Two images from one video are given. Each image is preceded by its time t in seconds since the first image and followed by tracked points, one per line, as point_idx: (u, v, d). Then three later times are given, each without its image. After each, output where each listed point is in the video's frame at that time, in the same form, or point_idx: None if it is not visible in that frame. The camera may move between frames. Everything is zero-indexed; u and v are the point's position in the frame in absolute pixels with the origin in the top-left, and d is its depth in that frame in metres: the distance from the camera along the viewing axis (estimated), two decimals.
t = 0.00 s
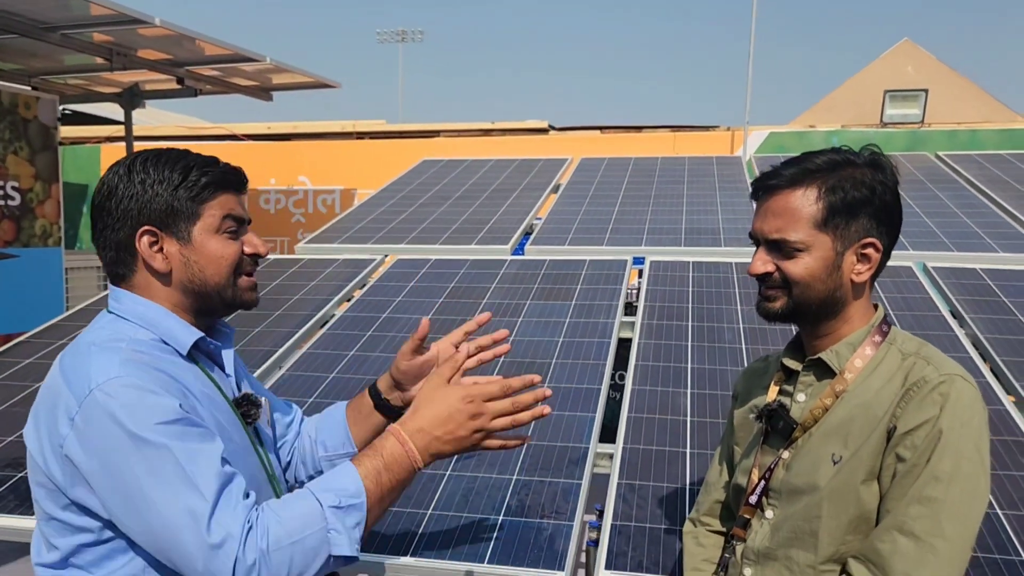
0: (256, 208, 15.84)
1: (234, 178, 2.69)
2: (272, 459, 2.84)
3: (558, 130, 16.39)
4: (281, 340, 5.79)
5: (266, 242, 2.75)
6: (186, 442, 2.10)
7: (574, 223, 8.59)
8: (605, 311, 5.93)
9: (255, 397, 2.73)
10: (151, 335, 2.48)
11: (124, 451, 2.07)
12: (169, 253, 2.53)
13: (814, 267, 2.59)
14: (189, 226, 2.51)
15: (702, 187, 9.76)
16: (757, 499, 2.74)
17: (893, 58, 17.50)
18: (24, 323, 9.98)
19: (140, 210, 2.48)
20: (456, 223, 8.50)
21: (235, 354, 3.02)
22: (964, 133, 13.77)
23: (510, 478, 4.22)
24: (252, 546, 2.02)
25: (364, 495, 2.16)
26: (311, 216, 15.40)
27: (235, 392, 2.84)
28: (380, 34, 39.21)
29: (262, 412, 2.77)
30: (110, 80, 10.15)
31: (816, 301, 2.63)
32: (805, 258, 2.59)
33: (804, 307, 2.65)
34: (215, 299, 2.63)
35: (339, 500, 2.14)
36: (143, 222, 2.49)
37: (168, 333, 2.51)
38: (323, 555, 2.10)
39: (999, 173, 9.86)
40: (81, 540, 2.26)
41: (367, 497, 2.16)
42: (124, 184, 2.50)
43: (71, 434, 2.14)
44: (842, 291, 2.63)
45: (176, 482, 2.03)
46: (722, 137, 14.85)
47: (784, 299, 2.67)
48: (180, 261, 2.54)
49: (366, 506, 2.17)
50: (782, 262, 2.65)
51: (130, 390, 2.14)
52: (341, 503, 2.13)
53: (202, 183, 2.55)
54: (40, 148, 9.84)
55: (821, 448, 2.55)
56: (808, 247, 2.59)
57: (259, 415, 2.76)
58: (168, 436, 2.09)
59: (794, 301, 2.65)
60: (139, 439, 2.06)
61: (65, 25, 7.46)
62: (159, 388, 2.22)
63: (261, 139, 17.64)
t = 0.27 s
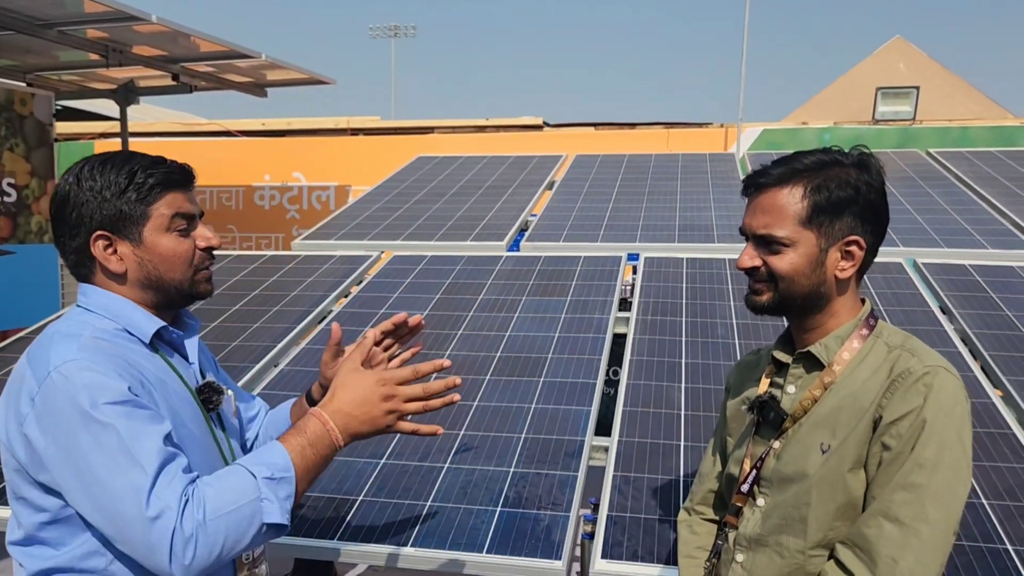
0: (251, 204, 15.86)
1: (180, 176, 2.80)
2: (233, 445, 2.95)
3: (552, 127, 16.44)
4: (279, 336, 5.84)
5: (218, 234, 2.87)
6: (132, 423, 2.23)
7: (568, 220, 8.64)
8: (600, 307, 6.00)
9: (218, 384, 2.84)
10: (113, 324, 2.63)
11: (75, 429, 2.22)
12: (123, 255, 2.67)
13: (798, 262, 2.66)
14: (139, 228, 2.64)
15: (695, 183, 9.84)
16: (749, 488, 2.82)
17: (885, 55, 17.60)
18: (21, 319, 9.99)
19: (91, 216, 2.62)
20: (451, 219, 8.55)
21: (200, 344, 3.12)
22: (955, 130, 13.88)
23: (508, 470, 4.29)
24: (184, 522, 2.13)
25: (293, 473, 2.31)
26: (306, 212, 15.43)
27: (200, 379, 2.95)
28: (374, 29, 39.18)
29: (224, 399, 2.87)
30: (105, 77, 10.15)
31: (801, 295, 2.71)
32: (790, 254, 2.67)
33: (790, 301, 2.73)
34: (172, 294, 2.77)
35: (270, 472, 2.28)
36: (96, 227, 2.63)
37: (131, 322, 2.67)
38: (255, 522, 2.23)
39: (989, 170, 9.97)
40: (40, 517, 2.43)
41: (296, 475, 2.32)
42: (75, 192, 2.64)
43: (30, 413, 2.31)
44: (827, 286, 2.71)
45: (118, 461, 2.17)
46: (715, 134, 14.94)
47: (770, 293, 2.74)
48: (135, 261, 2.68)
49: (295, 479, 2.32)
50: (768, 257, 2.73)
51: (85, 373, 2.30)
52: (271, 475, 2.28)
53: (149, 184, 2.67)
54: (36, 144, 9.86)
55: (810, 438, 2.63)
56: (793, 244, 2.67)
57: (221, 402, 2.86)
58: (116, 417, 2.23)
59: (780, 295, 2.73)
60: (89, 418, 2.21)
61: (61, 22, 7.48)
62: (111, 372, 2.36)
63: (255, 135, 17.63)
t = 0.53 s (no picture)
0: (247, 200, 15.90)
1: (158, 181, 2.84)
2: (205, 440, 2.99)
3: (548, 123, 16.50)
4: (278, 331, 5.90)
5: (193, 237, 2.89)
6: (98, 424, 2.30)
7: (564, 216, 8.71)
8: (594, 303, 6.07)
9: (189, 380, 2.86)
10: (87, 322, 2.66)
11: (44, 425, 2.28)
12: (100, 258, 2.71)
13: (789, 257, 2.73)
14: (116, 232, 2.68)
15: (689, 180, 9.91)
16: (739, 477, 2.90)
17: (878, 53, 17.69)
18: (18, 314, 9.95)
19: (68, 220, 2.65)
20: (448, 216, 8.61)
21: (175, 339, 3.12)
22: (948, 127, 13.98)
23: (504, 462, 4.36)
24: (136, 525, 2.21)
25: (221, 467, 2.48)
26: (303, 209, 15.48)
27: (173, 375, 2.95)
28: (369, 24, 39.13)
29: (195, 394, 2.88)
30: (102, 73, 10.17)
31: (791, 290, 2.78)
32: (781, 249, 2.74)
33: (780, 295, 2.80)
34: (149, 296, 2.81)
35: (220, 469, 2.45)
36: (74, 231, 2.66)
37: (103, 320, 2.69)
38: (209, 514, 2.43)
39: (980, 167, 10.06)
40: (6, 505, 2.43)
41: (225, 466, 2.49)
42: (52, 197, 2.67)
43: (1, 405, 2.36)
44: (816, 281, 2.78)
45: (82, 459, 2.23)
46: (710, 130, 15.01)
47: (761, 287, 2.82)
48: (112, 263, 2.71)
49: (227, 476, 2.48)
50: (760, 252, 2.80)
51: (57, 370, 2.35)
52: (214, 473, 2.44)
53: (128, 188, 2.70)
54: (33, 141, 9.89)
55: (798, 428, 2.70)
56: (784, 239, 2.74)
57: (192, 397, 2.88)
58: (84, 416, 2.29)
59: (770, 289, 2.80)
60: (58, 416, 2.27)
61: (58, 19, 7.50)
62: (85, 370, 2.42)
63: (251, 132, 17.64)
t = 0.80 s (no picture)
0: (245, 196, 15.94)
1: (148, 181, 2.96)
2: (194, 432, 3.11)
3: (546, 119, 16.53)
4: (277, 327, 5.94)
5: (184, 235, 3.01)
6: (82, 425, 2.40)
7: (561, 212, 8.76)
8: (591, 299, 6.12)
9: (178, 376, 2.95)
10: (80, 320, 2.78)
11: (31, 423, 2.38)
12: (93, 256, 2.83)
13: (778, 254, 2.79)
14: (107, 231, 2.80)
15: (686, 177, 9.96)
16: (733, 469, 2.95)
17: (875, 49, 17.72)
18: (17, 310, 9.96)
19: (62, 219, 2.78)
20: (446, 212, 8.65)
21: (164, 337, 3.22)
22: (943, 124, 14.03)
23: (501, 456, 4.42)
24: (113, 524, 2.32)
25: (212, 484, 2.60)
26: (301, 205, 15.52)
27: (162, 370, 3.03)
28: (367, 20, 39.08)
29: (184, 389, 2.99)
30: (100, 69, 10.18)
31: (782, 287, 2.83)
32: (770, 247, 2.79)
33: (771, 292, 2.85)
34: (140, 292, 2.93)
35: (202, 488, 2.56)
36: (67, 230, 2.79)
37: (95, 319, 2.80)
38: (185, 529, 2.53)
39: (975, 164, 10.12)
40: None
41: (216, 483, 2.62)
42: (47, 197, 2.79)
43: None
44: (806, 278, 2.83)
45: (63, 460, 2.34)
46: (707, 127, 15.05)
47: (753, 285, 2.88)
48: (103, 261, 2.84)
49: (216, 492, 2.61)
50: (751, 250, 2.85)
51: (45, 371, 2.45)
52: (202, 490, 2.56)
53: (119, 189, 2.83)
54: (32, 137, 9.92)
55: (790, 421, 2.75)
56: (773, 237, 2.79)
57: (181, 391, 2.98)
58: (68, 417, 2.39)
59: (761, 287, 2.86)
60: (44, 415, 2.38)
61: (57, 17, 7.52)
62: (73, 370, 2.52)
63: (249, 128, 17.66)
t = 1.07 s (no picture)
0: (247, 193, 15.99)
1: (149, 179, 3.09)
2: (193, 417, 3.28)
3: (547, 117, 16.54)
4: (278, 324, 5.98)
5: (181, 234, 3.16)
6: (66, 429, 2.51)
7: (561, 210, 8.78)
8: (592, 296, 6.15)
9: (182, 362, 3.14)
10: (81, 311, 2.91)
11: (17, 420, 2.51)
12: (93, 251, 2.97)
13: (777, 252, 2.82)
14: (108, 228, 2.94)
15: (687, 174, 9.98)
16: (733, 463, 2.98)
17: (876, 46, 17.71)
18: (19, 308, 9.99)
19: (64, 215, 2.90)
20: (447, 209, 8.68)
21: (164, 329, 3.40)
22: (944, 121, 14.03)
23: (502, 451, 4.45)
24: (64, 537, 2.45)
25: None
26: (302, 202, 15.57)
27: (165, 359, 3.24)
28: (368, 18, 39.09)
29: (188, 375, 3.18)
30: (102, 67, 10.22)
31: (782, 283, 2.86)
32: (768, 244, 2.82)
33: (771, 289, 2.89)
34: (137, 287, 3.07)
35: None
36: (69, 225, 2.91)
37: (97, 310, 2.94)
38: None
39: (974, 161, 10.13)
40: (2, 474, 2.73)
41: None
42: (49, 192, 2.91)
43: None
44: (806, 274, 2.86)
45: (45, 468, 2.47)
46: (707, 124, 15.07)
47: (753, 283, 2.91)
48: (104, 257, 2.98)
49: None
50: (750, 248, 2.88)
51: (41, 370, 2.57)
52: None
53: (121, 189, 2.96)
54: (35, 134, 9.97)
55: (790, 416, 2.78)
56: (771, 235, 2.82)
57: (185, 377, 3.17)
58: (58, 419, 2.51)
59: (761, 284, 2.89)
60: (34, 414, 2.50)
61: (59, 14, 7.55)
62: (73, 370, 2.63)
63: (250, 125, 17.69)
